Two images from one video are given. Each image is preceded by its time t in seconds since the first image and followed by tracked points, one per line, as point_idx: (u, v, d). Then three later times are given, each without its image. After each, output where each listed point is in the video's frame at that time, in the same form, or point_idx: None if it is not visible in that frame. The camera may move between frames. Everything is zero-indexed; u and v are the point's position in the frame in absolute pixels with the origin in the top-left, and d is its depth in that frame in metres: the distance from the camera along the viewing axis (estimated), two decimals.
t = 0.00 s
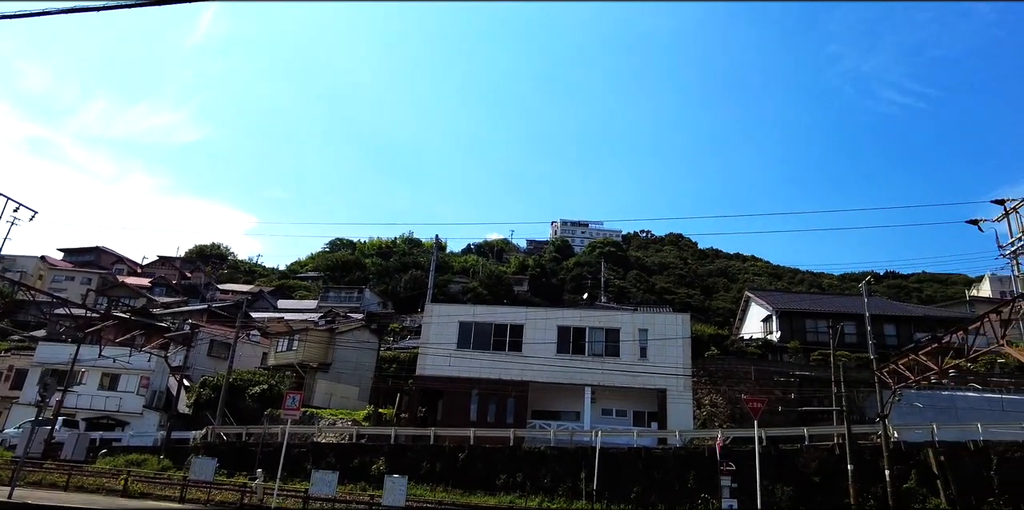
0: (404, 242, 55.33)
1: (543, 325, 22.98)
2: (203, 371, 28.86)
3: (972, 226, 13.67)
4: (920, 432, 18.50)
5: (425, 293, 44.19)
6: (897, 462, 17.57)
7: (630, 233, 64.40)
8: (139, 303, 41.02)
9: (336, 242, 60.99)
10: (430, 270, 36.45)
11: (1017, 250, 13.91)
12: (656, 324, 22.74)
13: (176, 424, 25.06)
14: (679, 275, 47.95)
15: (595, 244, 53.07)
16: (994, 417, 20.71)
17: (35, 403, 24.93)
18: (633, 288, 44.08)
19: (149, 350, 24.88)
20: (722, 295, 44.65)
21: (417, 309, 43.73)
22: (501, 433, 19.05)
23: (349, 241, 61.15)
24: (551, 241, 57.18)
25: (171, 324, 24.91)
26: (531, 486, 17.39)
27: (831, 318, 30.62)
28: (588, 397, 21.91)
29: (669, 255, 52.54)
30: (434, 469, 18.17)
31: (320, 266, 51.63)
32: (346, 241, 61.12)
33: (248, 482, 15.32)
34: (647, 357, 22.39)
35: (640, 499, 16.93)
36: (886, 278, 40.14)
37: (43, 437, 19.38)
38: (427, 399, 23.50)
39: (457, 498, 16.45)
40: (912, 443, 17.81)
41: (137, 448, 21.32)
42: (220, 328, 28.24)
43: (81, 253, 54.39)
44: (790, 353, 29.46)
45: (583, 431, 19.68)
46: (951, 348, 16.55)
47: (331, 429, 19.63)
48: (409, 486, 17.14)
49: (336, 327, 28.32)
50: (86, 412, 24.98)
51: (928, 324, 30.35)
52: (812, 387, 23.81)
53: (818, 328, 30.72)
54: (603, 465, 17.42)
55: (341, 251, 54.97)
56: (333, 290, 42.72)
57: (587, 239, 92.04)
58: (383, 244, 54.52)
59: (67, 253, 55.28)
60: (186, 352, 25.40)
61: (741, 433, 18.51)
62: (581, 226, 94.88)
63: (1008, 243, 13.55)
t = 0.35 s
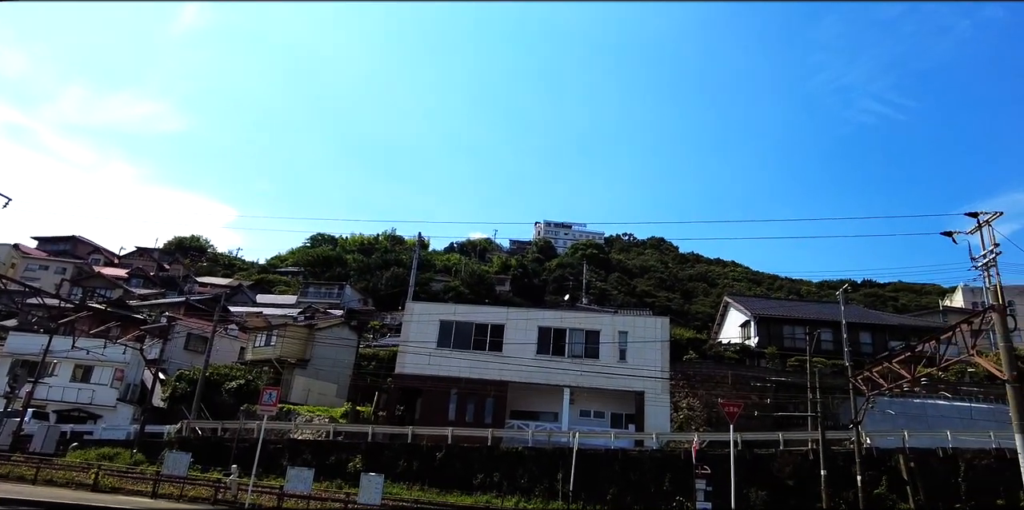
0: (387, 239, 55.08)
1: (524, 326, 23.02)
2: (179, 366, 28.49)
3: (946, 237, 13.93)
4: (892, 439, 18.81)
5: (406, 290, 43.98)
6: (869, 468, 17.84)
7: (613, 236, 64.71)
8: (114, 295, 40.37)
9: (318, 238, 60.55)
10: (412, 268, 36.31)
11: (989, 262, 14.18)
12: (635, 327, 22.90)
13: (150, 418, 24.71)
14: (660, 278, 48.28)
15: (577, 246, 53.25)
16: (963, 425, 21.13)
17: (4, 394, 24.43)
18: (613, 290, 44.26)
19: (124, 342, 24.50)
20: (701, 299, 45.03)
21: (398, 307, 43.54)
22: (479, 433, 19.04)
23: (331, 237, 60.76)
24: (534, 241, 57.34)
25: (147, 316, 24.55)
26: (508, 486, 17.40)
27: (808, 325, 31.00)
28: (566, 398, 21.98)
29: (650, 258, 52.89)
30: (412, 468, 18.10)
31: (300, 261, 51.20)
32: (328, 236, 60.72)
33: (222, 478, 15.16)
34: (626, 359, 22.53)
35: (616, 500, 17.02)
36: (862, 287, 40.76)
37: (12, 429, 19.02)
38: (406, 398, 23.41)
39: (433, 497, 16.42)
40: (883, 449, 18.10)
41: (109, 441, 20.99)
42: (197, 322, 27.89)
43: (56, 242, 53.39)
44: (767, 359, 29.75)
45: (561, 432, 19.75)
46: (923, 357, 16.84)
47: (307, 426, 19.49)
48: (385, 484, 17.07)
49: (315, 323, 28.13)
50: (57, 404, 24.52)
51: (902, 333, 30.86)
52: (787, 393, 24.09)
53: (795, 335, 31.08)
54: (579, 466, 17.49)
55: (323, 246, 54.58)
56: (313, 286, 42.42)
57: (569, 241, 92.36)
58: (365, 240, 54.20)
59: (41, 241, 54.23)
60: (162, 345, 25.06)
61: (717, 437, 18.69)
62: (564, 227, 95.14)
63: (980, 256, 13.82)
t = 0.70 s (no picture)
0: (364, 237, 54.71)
1: (499, 328, 23.02)
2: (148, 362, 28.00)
3: (913, 248, 14.23)
4: (858, 445, 19.15)
5: (381, 290, 43.62)
6: (836, 474, 18.14)
7: (590, 240, 65.03)
8: (83, 289, 39.53)
9: (293, 235, 59.94)
10: (388, 268, 36.09)
11: (954, 273, 14.54)
12: (610, 331, 23.04)
13: (116, 415, 24.24)
14: (636, 283, 48.62)
15: (555, 248, 53.28)
16: (927, 432, 21.59)
17: None
18: (590, 294, 44.45)
19: (91, 337, 23.99)
20: (676, 304, 45.46)
21: (373, 307, 43.23)
22: (451, 434, 19.00)
23: (307, 234, 60.18)
24: (512, 243, 57.40)
25: (115, 310, 24.07)
26: (480, 488, 17.36)
27: (779, 331, 31.45)
28: (540, 400, 22.02)
29: (627, 263, 53.25)
30: (383, 468, 17.99)
31: (275, 259, 50.63)
32: (304, 233, 60.14)
33: (189, 477, 14.92)
34: (600, 362, 22.66)
35: (587, 503, 17.08)
36: (833, 295, 41.46)
37: None
38: (379, 398, 23.27)
39: (404, 498, 16.33)
40: (850, 455, 18.42)
41: (73, 439, 20.55)
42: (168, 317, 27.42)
43: (23, 233, 52.13)
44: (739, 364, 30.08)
45: (534, 434, 19.80)
46: (890, 365, 17.18)
47: (278, 425, 19.27)
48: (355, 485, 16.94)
49: (289, 321, 27.84)
50: (20, 400, 23.94)
51: (870, 341, 31.47)
52: (758, 399, 24.41)
53: (767, 341, 31.50)
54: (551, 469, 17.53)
55: (298, 243, 54.01)
56: (287, 284, 42.00)
57: (547, 243, 92.63)
58: (342, 239, 53.76)
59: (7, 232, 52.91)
60: (131, 340, 24.60)
61: (688, 441, 18.87)
62: (542, 230, 95.39)
63: (946, 266, 14.16)
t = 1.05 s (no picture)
0: (321, 234, 53.92)
1: (456, 328, 22.97)
2: (92, 357, 27.06)
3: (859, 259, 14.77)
4: (804, 449, 19.68)
5: (336, 288, 42.89)
6: (782, 477, 18.61)
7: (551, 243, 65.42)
8: (24, 280, 37.96)
9: (249, 230, 58.70)
10: (345, 267, 35.53)
11: (896, 283, 15.12)
12: (567, 333, 23.22)
13: (55, 414, 23.22)
14: (594, 287, 49.08)
15: (515, 250, 53.28)
16: (868, 437, 22.37)
17: None
18: (548, 296, 44.65)
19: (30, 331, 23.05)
20: (632, 309, 46.04)
21: (328, 305, 42.57)
22: (404, 435, 18.87)
23: (263, 229, 59.01)
24: (473, 244, 57.24)
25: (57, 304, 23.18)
26: (432, 489, 17.25)
27: (730, 337, 32.17)
28: (495, 402, 22.03)
29: (586, 267, 53.74)
30: (334, 469, 17.74)
31: (228, 254, 49.45)
32: (260, 229, 58.96)
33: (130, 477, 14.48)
34: (556, 365, 22.83)
35: (539, 504, 17.16)
36: (784, 303, 42.58)
37: None
38: (331, 398, 22.96)
39: (355, 499, 16.13)
40: (795, 459, 18.93)
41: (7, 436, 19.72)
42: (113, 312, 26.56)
43: None
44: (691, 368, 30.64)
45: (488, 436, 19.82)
46: (835, 372, 17.74)
47: (227, 424, 18.86)
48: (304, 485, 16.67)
49: (241, 318, 27.24)
50: None
51: (817, 349, 32.45)
52: (708, 403, 24.92)
53: (718, 347, 32.17)
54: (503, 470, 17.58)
55: (254, 239, 52.94)
56: (240, 279, 41.22)
57: (508, 245, 92.81)
58: (298, 235, 52.87)
59: None
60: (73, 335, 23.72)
61: (639, 444, 19.13)
62: (503, 232, 95.54)
63: (890, 276, 14.70)
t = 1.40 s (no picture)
0: (258, 228, 52.40)
1: (394, 329, 22.72)
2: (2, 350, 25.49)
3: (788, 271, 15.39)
4: (731, 453, 20.35)
5: (270, 283, 41.84)
6: (708, 480, 19.19)
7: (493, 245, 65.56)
8: None
9: (181, 220, 56.48)
10: (280, 263, 34.30)
11: (822, 294, 15.83)
12: (506, 335, 23.33)
13: None
14: (535, 290, 49.42)
15: (458, 251, 52.85)
16: (791, 442, 23.31)
17: None
18: (489, 298, 44.66)
19: None
20: (571, 313, 46.59)
21: (262, 301, 41.48)
22: (337, 436, 18.54)
23: (196, 221, 56.92)
24: (415, 243, 56.75)
25: None
26: (363, 491, 17.00)
27: (663, 343, 33.00)
28: (431, 403, 21.91)
29: (527, 269, 54.12)
30: (262, 470, 17.26)
31: (157, 244, 47.44)
32: (193, 220, 56.84)
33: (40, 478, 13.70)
34: (494, 367, 22.90)
35: (471, 506, 17.15)
36: (717, 310, 43.92)
37: None
38: (262, 397, 22.36)
39: (283, 501, 15.73)
40: (722, 463, 19.56)
41: None
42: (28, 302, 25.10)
43: None
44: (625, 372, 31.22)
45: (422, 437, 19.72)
46: (762, 378, 18.43)
47: (149, 422, 18.09)
48: (230, 486, 16.16)
49: (168, 312, 26.19)
50: None
51: (745, 355, 33.64)
52: (641, 406, 25.48)
53: (652, 352, 32.94)
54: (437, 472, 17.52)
55: (186, 230, 51.00)
56: (170, 271, 39.68)
57: (451, 245, 92.46)
58: (234, 228, 51.22)
59: None
60: None
61: (573, 447, 19.38)
62: (446, 232, 95.09)
63: (817, 287, 15.38)
